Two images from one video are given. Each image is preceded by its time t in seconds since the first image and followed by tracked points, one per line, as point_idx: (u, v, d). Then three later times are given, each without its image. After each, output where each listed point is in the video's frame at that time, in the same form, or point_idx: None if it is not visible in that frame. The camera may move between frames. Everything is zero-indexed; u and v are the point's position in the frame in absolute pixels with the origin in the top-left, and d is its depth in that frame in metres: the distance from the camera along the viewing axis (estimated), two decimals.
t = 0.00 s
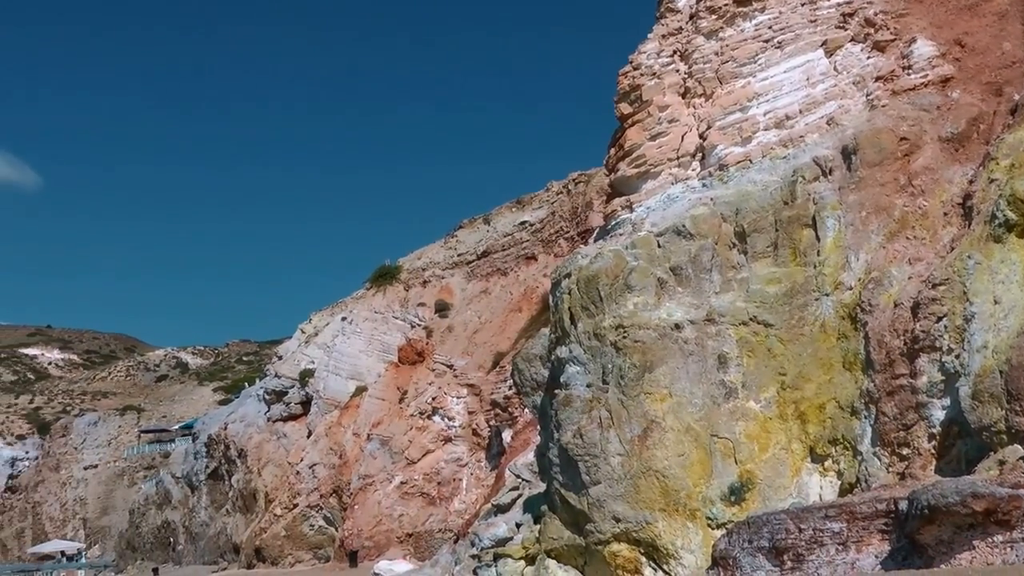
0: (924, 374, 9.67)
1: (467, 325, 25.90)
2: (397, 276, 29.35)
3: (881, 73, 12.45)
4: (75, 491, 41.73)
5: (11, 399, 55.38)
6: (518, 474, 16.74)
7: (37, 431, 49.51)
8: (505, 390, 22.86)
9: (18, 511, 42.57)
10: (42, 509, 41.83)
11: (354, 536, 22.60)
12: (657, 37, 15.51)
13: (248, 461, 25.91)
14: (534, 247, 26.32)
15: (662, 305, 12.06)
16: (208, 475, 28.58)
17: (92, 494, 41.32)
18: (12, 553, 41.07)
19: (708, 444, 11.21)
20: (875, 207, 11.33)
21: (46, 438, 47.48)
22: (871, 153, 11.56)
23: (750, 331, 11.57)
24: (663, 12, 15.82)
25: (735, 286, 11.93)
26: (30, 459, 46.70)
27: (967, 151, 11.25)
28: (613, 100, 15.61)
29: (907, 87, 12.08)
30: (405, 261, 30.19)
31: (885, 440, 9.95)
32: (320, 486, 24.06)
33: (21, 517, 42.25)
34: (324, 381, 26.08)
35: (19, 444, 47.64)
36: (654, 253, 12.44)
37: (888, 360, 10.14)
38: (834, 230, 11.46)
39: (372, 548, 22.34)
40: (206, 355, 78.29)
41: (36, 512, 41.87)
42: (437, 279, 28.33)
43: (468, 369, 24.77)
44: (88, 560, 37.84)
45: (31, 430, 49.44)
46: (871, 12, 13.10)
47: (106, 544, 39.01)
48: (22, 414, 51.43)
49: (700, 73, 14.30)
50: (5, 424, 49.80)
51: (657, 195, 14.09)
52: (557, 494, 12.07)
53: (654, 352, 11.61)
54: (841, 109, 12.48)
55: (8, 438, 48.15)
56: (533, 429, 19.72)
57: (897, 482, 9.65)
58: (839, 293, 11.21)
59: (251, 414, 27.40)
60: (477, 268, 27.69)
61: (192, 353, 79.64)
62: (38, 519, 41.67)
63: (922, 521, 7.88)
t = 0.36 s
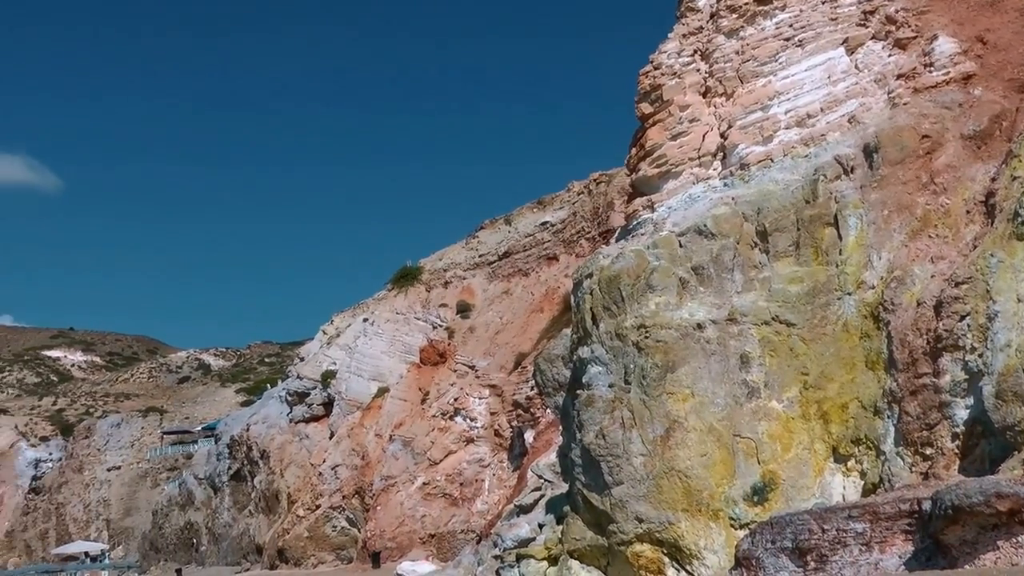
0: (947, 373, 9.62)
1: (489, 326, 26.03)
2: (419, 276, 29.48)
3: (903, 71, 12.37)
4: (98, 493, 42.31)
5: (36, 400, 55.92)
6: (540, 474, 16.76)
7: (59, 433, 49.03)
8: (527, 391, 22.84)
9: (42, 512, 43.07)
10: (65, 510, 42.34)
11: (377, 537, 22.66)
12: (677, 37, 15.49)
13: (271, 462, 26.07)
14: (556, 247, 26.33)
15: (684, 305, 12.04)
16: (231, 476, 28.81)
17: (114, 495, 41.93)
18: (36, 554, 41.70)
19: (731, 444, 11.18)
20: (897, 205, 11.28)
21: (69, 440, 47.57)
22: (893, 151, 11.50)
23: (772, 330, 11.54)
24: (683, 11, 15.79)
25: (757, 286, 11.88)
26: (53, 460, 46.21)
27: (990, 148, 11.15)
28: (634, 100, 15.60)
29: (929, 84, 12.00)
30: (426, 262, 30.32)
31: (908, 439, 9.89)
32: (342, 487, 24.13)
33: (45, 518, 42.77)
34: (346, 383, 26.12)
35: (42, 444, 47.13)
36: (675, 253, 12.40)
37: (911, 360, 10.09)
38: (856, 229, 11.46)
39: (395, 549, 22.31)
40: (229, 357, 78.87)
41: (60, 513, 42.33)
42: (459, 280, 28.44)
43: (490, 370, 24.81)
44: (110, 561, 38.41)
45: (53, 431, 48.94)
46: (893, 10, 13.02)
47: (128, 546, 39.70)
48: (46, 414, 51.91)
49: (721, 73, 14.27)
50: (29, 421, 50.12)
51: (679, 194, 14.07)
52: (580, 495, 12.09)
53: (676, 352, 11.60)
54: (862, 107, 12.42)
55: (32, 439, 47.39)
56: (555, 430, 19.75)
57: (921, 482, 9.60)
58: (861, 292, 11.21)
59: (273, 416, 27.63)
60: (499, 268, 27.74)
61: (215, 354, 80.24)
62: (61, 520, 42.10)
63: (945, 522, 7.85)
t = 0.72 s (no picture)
0: (969, 373, 9.56)
1: (510, 327, 26.14)
2: (440, 278, 29.62)
3: (924, 70, 12.30)
4: (121, 495, 42.65)
5: (58, 402, 56.33)
6: (563, 475, 16.79)
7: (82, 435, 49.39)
8: (548, 392, 22.82)
9: (65, 513, 43.26)
10: (89, 512, 42.72)
11: (399, 539, 22.63)
12: (698, 38, 15.47)
13: (293, 464, 26.22)
14: (577, 248, 26.33)
15: (705, 306, 12.03)
16: (253, 477, 29.05)
17: (136, 497, 42.24)
18: (59, 555, 41.80)
19: (753, 444, 11.16)
20: (919, 204, 11.24)
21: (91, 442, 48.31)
22: (915, 150, 11.45)
23: (795, 331, 11.50)
24: (704, 12, 15.78)
25: (779, 286, 11.86)
26: (76, 463, 46.32)
27: (1012, 146, 11.07)
28: (655, 101, 15.57)
29: (951, 83, 11.93)
30: (448, 264, 30.42)
31: (931, 440, 9.85)
32: (365, 489, 24.21)
33: (68, 520, 42.98)
34: (368, 384, 26.34)
35: (64, 446, 47.12)
36: (697, 254, 12.41)
37: (934, 360, 10.06)
38: (877, 229, 11.41)
39: (417, 550, 22.37)
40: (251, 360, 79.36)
41: (83, 514, 42.69)
42: (480, 282, 28.51)
43: (512, 372, 24.85)
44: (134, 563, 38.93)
45: (76, 433, 49.31)
46: (914, 8, 12.95)
47: (151, 547, 40.51)
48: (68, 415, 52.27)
49: (742, 73, 14.25)
50: (50, 422, 49.99)
51: (700, 195, 14.05)
52: (602, 496, 12.10)
53: (698, 353, 11.58)
54: (883, 106, 12.37)
55: (54, 441, 47.20)
56: (577, 431, 19.75)
57: (944, 483, 9.54)
58: (883, 292, 11.17)
59: (295, 418, 27.80)
60: (520, 270, 27.78)
61: (237, 358, 80.77)
62: (84, 522, 42.53)
63: (969, 523, 7.81)
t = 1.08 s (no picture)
0: (992, 375, 9.50)
1: (531, 331, 26.13)
2: (462, 283, 29.71)
3: (945, 70, 12.23)
4: (143, 499, 43.33)
5: (81, 406, 56.74)
6: (585, 479, 16.85)
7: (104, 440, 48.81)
8: (570, 396, 22.78)
9: (87, 518, 43.43)
10: (111, 516, 43.15)
11: (421, 542, 22.78)
12: (718, 40, 15.45)
13: (315, 468, 26.33)
14: (597, 252, 26.32)
15: (727, 309, 12.01)
16: (275, 481, 29.26)
17: (158, 501, 43.00)
18: (82, 559, 42.15)
19: (775, 448, 11.13)
20: (940, 206, 11.17)
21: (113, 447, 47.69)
22: (936, 151, 11.38)
23: (816, 334, 11.47)
24: (724, 14, 15.75)
25: (800, 289, 11.83)
26: (98, 467, 46.31)
27: None
28: (675, 104, 15.58)
29: (972, 83, 11.87)
30: (469, 268, 30.50)
31: (953, 442, 9.79)
32: (386, 493, 24.22)
33: (91, 524, 43.22)
34: (389, 389, 26.54)
35: (86, 450, 46.88)
36: (717, 257, 12.39)
37: (956, 362, 10.01)
38: (899, 231, 11.37)
39: (438, 554, 22.46)
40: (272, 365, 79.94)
41: (105, 519, 43.07)
42: (501, 285, 28.56)
43: (533, 376, 24.87)
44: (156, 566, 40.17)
45: (98, 438, 48.65)
46: (934, 8, 12.88)
47: (174, 551, 41.32)
48: (91, 420, 52.26)
49: (762, 75, 14.22)
50: (74, 427, 49.27)
51: (721, 198, 14.02)
52: (624, 500, 12.09)
53: (719, 356, 11.57)
54: (904, 107, 12.30)
55: (76, 445, 46.97)
56: (598, 435, 19.74)
57: (967, 486, 9.47)
58: (904, 294, 11.12)
59: (317, 422, 27.95)
60: (541, 273, 27.82)
61: (259, 363, 81.25)
62: (107, 526, 42.98)
63: (992, 526, 7.78)
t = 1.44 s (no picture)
0: (1015, 380, 9.43)
1: (552, 337, 26.11)
2: (482, 289, 29.76)
3: (965, 74, 12.18)
4: (164, 505, 43.93)
5: (103, 413, 57.19)
6: (606, 485, 16.88)
7: (126, 446, 48.77)
8: (591, 402, 22.75)
9: (109, 523, 44.16)
10: (132, 522, 43.79)
11: (442, 548, 22.72)
12: (738, 45, 15.42)
13: (335, 475, 26.43)
14: (618, 257, 26.28)
15: (747, 314, 11.97)
16: (296, 488, 29.43)
17: (181, 507, 43.68)
18: (104, 565, 42.67)
19: (797, 453, 11.09)
20: (961, 210, 11.10)
21: (135, 453, 47.92)
22: (957, 155, 11.34)
23: (837, 339, 11.42)
24: (744, 19, 15.73)
25: (821, 294, 11.79)
26: (120, 472, 46.56)
27: None
28: (694, 109, 15.56)
29: (992, 87, 11.80)
30: (489, 274, 30.57)
31: (975, 448, 9.72)
32: (407, 499, 24.24)
33: (113, 529, 43.90)
34: (410, 395, 26.49)
35: (108, 456, 47.04)
36: (738, 261, 12.36)
37: (978, 367, 9.95)
38: (920, 235, 11.32)
39: (460, 560, 22.40)
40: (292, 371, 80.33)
41: (127, 524, 43.74)
42: (521, 291, 28.59)
43: (554, 381, 24.85)
44: (177, 572, 40.72)
45: (120, 444, 48.62)
46: (954, 11, 12.83)
47: (195, 557, 41.72)
48: (112, 426, 52.48)
49: (782, 80, 14.18)
50: (96, 434, 49.16)
51: (741, 203, 13.98)
52: (645, 505, 12.07)
53: (740, 362, 11.55)
54: (925, 111, 12.24)
55: (98, 451, 47.08)
56: (619, 441, 19.74)
57: (989, 492, 9.39)
58: (926, 299, 11.04)
59: (338, 428, 28.10)
60: (561, 279, 27.84)
61: (280, 369, 81.70)
62: (128, 531, 43.61)
63: (1014, 533, 7.73)
